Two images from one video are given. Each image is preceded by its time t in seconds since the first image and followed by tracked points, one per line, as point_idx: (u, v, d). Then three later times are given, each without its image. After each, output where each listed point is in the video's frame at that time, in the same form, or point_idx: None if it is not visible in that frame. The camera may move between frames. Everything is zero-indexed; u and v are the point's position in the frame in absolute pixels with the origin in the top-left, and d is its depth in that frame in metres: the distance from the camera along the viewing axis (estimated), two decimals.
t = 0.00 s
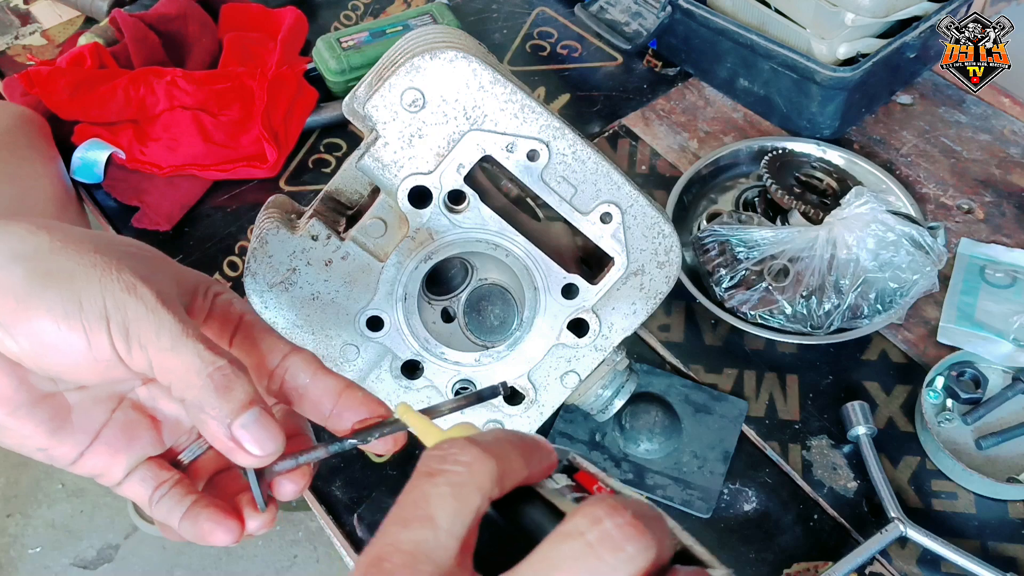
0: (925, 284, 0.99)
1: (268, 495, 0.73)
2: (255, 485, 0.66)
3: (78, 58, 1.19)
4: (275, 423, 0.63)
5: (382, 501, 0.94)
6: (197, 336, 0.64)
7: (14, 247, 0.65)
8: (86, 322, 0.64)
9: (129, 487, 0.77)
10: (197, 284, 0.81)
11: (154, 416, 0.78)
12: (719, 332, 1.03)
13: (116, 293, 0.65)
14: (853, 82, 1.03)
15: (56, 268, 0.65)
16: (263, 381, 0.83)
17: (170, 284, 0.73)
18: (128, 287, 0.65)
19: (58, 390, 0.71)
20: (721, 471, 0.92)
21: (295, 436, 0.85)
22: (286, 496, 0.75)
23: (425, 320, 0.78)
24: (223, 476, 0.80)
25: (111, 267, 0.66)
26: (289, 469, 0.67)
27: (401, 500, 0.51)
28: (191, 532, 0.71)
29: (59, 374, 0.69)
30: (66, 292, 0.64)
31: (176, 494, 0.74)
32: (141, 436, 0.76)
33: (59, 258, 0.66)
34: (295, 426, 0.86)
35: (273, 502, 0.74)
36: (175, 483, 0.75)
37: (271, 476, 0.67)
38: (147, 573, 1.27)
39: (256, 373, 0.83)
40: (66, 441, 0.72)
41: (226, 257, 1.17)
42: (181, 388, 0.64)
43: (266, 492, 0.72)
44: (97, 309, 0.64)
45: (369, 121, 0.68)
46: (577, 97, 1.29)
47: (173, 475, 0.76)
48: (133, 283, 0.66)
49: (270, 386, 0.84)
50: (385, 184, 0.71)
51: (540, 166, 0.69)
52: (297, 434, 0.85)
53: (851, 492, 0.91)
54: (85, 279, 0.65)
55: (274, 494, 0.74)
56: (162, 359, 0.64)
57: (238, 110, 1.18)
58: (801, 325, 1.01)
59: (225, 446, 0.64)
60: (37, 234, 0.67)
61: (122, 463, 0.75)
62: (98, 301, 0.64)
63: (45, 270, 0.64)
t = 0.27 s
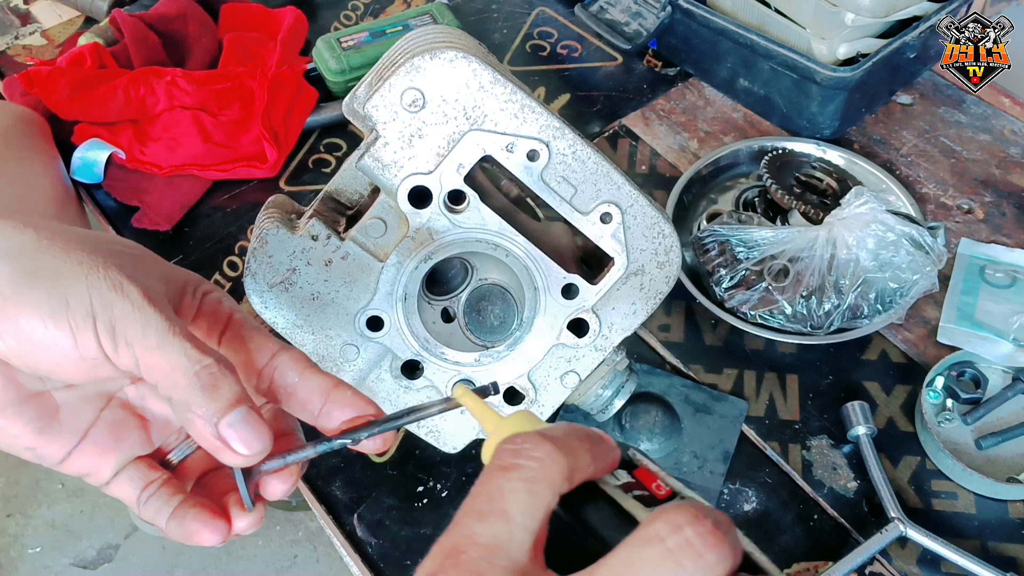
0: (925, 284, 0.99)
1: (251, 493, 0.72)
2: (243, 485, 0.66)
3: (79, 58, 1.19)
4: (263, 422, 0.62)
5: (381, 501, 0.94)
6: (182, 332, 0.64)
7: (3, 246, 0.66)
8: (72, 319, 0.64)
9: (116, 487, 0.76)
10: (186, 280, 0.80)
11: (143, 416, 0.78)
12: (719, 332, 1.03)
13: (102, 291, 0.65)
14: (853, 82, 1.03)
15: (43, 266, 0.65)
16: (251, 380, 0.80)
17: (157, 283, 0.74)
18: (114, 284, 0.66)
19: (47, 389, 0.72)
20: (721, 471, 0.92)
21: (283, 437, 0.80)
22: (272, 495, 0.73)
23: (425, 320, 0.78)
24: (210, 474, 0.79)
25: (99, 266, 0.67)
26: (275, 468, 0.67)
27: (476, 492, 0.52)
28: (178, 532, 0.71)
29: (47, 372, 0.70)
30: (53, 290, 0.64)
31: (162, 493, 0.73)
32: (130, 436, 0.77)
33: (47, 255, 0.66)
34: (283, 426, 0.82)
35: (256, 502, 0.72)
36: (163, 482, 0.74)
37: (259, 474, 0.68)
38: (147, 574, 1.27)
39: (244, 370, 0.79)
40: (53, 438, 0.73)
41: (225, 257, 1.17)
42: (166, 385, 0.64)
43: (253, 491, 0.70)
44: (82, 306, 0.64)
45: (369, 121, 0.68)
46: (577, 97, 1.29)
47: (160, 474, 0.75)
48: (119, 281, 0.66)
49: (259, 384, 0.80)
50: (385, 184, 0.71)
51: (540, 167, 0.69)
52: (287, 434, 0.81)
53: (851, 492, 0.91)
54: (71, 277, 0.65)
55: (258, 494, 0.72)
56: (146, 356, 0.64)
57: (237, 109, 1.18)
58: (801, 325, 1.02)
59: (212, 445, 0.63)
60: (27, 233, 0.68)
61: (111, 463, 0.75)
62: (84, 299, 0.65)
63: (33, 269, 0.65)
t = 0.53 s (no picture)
0: (924, 284, 0.99)
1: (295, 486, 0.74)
2: (289, 486, 0.71)
3: (79, 58, 1.19)
4: (304, 428, 0.65)
5: (382, 501, 0.94)
6: (226, 345, 0.65)
7: (41, 262, 0.65)
8: (121, 335, 0.64)
9: (156, 493, 0.77)
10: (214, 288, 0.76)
11: (177, 423, 0.77)
12: (719, 332, 1.03)
13: (145, 305, 0.64)
14: (853, 82, 1.03)
15: (86, 281, 0.64)
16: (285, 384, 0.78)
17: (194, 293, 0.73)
18: (157, 298, 0.65)
19: (84, 401, 0.71)
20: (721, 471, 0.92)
21: (317, 433, 0.81)
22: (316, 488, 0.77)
23: (425, 320, 0.78)
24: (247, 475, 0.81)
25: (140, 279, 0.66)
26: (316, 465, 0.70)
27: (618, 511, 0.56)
28: (228, 534, 0.74)
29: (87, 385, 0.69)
30: (98, 306, 0.64)
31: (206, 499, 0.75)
32: (166, 444, 0.76)
33: (85, 271, 0.65)
34: (314, 423, 0.82)
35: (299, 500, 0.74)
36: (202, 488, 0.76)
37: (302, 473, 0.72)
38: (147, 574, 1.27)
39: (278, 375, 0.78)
40: (91, 450, 0.72)
41: (226, 257, 1.17)
42: (213, 396, 0.64)
43: (296, 488, 0.75)
44: (126, 321, 0.64)
45: (369, 121, 0.68)
46: (577, 97, 1.29)
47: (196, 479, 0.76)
48: (160, 294, 0.66)
49: (292, 386, 0.79)
50: (385, 184, 0.71)
51: (540, 167, 0.69)
52: (321, 432, 0.81)
53: (851, 492, 0.91)
54: (112, 291, 0.64)
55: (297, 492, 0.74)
56: (192, 369, 0.64)
57: (238, 109, 1.18)
58: (801, 325, 1.02)
59: (257, 451, 0.65)
60: (65, 247, 0.66)
61: (148, 471, 0.75)
62: (130, 315, 0.64)
63: (74, 284, 0.64)
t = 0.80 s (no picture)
0: (924, 284, 0.99)
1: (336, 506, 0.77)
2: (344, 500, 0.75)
3: (79, 58, 1.19)
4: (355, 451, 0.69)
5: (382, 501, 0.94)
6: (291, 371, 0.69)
7: (113, 285, 0.64)
8: (194, 359, 0.65)
9: (196, 523, 0.75)
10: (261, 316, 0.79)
11: (221, 452, 0.76)
12: (719, 332, 1.03)
13: (218, 331, 0.66)
14: (853, 82, 1.03)
15: (159, 306, 0.65)
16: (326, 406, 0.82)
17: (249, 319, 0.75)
18: (228, 325, 0.67)
19: (143, 425, 0.68)
20: (721, 471, 0.92)
21: (361, 450, 0.80)
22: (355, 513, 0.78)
23: (425, 320, 0.78)
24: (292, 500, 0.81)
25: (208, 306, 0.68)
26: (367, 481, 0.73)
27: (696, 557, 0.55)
28: (273, 573, 0.75)
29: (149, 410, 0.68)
30: (173, 330, 0.64)
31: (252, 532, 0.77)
32: (214, 473, 0.74)
33: (157, 296, 0.66)
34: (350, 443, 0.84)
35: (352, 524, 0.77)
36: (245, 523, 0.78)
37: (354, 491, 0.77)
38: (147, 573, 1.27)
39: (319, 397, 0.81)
40: (145, 479, 0.68)
41: (226, 258, 1.17)
42: (276, 418, 0.68)
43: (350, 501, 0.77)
44: (203, 345, 0.65)
45: (369, 121, 0.68)
46: (577, 97, 1.29)
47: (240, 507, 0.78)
48: (230, 320, 0.68)
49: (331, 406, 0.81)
50: (385, 184, 0.71)
51: (540, 167, 0.69)
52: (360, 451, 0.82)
53: (851, 492, 0.91)
54: (187, 316, 0.66)
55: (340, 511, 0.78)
56: (257, 392, 0.68)
57: (238, 109, 1.18)
58: (801, 325, 1.02)
59: (315, 472, 0.70)
60: (132, 274, 0.66)
61: (196, 502, 0.73)
62: (204, 340, 0.65)
63: (147, 307, 0.64)
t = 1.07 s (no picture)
0: (924, 284, 0.99)
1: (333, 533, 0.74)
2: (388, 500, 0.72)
3: (79, 58, 1.19)
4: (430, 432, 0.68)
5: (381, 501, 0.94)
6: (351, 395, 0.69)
7: (173, 332, 0.63)
8: (260, 401, 0.64)
9: (237, 554, 0.77)
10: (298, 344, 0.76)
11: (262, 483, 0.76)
12: (719, 332, 1.03)
13: (281, 368, 0.66)
14: (853, 82, 1.03)
15: (224, 349, 0.64)
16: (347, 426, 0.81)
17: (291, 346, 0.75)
18: (288, 362, 0.67)
19: (197, 464, 0.68)
20: (721, 471, 0.92)
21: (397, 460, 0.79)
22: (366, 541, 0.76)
23: (425, 320, 0.78)
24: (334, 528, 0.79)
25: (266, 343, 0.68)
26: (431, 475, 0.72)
27: None
28: None
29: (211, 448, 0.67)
30: (241, 373, 0.64)
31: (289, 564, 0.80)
32: (255, 506, 0.75)
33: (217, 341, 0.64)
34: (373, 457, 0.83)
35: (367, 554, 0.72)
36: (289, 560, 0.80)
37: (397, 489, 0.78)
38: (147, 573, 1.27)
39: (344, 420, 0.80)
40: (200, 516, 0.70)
41: (226, 257, 1.17)
42: (348, 444, 0.68)
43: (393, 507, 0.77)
44: (269, 384, 0.65)
45: (369, 121, 0.68)
46: (577, 97, 1.29)
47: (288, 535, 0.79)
48: (289, 354, 0.68)
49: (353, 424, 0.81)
50: (385, 184, 0.71)
51: (540, 167, 0.69)
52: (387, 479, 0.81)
53: (851, 492, 0.91)
54: (250, 357, 0.65)
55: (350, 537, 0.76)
56: (324, 423, 0.68)
57: (238, 110, 1.19)
58: (801, 325, 1.02)
59: (406, 471, 0.69)
60: (189, 320, 0.65)
61: (240, 535, 0.74)
62: (270, 381, 0.65)
63: (212, 352, 0.63)
